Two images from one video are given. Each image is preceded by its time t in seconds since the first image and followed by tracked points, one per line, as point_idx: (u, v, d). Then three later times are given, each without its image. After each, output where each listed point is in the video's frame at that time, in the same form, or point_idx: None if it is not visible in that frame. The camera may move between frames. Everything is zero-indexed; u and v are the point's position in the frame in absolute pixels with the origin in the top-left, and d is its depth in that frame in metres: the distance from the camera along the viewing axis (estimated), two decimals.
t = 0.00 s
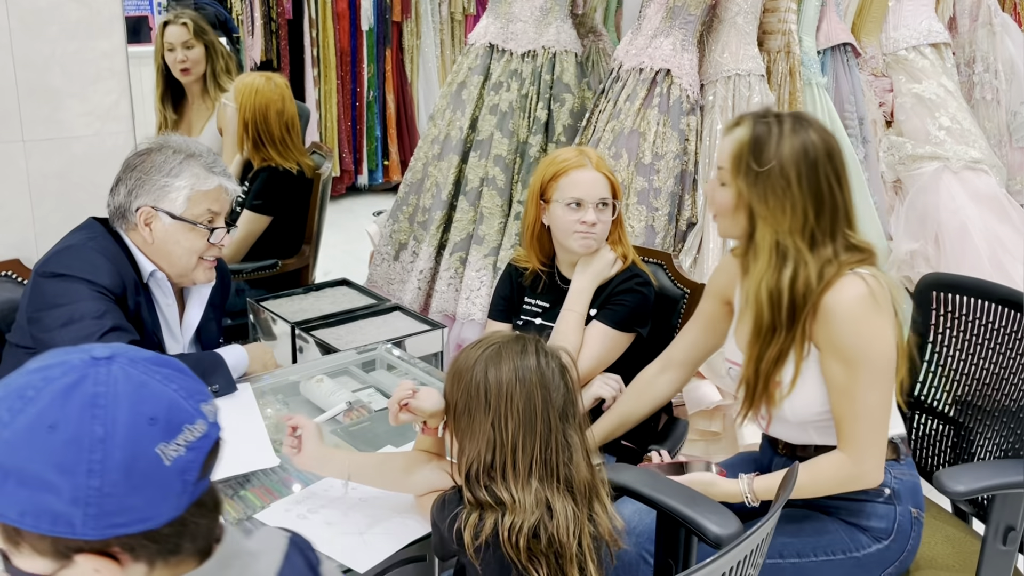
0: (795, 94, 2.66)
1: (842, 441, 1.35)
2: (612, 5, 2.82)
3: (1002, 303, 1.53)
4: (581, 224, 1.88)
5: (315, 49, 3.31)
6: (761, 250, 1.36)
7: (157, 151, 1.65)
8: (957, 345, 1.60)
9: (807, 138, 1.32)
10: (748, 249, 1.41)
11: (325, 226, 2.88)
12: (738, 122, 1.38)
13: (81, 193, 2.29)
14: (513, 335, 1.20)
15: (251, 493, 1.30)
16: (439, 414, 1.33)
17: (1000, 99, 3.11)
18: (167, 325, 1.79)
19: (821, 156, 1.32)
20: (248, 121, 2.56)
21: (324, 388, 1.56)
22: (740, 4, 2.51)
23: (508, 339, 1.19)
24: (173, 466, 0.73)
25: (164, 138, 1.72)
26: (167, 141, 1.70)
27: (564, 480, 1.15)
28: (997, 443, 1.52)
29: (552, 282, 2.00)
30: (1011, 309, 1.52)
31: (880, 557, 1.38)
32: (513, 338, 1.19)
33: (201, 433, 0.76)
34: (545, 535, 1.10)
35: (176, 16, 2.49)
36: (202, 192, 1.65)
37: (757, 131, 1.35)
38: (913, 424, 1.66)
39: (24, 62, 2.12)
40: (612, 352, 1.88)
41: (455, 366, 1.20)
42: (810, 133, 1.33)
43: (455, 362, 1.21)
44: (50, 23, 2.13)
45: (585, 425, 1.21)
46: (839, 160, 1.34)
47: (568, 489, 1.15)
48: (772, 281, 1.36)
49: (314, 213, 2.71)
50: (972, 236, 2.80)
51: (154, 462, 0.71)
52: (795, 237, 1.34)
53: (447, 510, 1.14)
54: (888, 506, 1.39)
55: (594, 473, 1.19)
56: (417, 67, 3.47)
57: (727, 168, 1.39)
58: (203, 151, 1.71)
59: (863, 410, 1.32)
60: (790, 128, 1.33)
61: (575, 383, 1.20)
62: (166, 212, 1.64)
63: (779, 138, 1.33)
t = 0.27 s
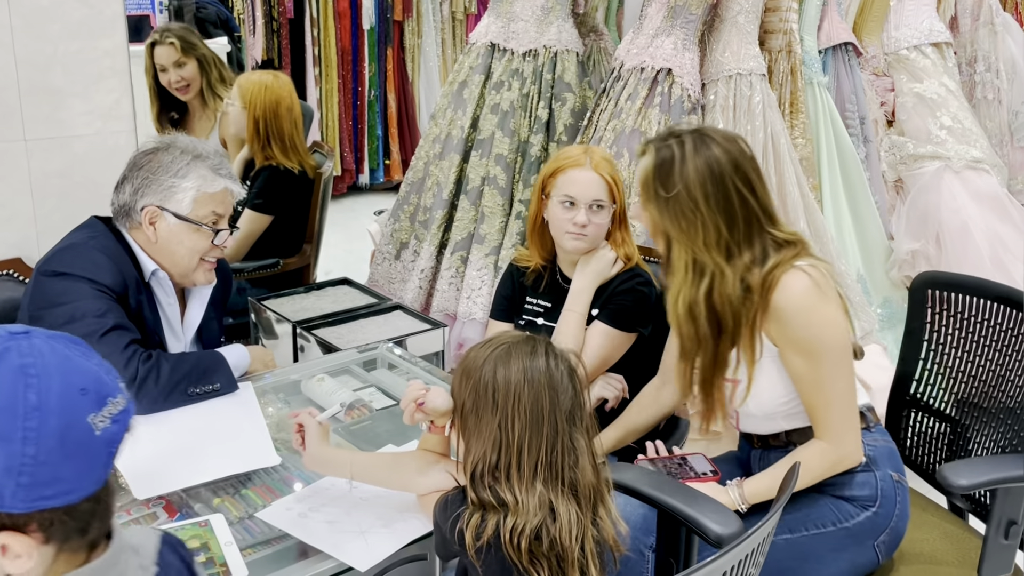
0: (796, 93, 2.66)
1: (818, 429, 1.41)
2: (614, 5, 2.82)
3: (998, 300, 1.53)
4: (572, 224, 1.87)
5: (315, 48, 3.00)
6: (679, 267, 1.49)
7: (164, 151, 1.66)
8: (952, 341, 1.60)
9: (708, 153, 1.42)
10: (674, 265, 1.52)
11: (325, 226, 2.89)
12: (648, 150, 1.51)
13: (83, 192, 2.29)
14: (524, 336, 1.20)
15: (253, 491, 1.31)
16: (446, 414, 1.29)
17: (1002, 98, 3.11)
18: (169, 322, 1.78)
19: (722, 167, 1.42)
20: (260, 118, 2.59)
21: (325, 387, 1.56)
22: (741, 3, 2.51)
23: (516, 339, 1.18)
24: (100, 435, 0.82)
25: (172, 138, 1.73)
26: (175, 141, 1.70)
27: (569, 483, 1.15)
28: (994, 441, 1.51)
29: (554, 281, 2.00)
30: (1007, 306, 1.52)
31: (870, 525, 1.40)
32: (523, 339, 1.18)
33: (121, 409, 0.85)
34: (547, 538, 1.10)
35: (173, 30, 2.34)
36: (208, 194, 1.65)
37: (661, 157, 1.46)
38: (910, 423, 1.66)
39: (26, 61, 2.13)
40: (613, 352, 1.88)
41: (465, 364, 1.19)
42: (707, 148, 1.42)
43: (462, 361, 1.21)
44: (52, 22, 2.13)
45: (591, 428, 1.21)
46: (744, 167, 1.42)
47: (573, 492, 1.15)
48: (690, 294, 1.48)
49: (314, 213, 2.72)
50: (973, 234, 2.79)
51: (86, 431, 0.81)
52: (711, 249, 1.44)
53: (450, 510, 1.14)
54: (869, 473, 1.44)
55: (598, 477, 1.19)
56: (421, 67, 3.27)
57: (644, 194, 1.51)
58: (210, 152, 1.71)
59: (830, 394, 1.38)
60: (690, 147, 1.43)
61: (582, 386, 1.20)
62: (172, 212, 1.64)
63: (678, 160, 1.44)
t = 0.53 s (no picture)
0: (798, 93, 2.66)
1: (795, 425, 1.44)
2: (615, 5, 2.82)
3: (979, 294, 1.58)
4: (562, 224, 1.88)
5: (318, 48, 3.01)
6: (637, 271, 1.49)
7: (173, 152, 1.66)
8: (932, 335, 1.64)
9: (667, 160, 1.44)
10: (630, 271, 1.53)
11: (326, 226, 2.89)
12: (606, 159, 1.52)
13: (85, 191, 2.30)
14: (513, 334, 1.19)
15: (253, 490, 1.31)
16: (443, 416, 1.29)
17: (1004, 98, 3.10)
18: (171, 322, 1.78)
19: (681, 173, 1.44)
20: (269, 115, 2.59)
21: (327, 386, 1.57)
22: (743, 3, 2.51)
23: (502, 339, 1.18)
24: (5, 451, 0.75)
25: (179, 138, 1.72)
26: (183, 142, 1.70)
27: (566, 479, 1.15)
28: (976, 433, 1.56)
29: (556, 282, 2.00)
30: (990, 300, 1.57)
31: (852, 505, 1.45)
32: (514, 337, 1.18)
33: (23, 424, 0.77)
34: (545, 535, 1.10)
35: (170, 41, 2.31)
36: (218, 196, 1.66)
37: (619, 164, 1.48)
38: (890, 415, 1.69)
39: (28, 60, 2.13)
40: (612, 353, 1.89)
41: (456, 367, 1.19)
42: (666, 155, 1.44)
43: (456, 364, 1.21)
44: (53, 21, 2.13)
45: (586, 424, 1.21)
46: (701, 172, 1.45)
47: (569, 488, 1.15)
48: (649, 297, 1.48)
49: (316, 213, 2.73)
50: (974, 234, 2.78)
51: None
52: (671, 252, 1.45)
53: (448, 512, 1.14)
54: (849, 456, 1.50)
55: (595, 471, 1.19)
56: (422, 67, 3.24)
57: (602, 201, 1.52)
58: (217, 154, 1.71)
59: (806, 390, 1.42)
60: (649, 153, 1.45)
61: (577, 382, 1.20)
62: (183, 214, 1.64)
63: (638, 167, 1.45)
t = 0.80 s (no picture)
0: (799, 93, 2.67)
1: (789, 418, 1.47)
2: (617, 5, 2.82)
3: (940, 276, 1.69)
4: (558, 225, 1.88)
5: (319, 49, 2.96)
6: (632, 254, 1.51)
7: (175, 153, 1.66)
8: (893, 318, 1.77)
9: (670, 151, 1.46)
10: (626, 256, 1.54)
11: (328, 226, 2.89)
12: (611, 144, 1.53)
13: (87, 191, 2.30)
14: (504, 331, 1.19)
15: (256, 490, 1.31)
16: (439, 412, 1.33)
17: (1005, 99, 3.10)
18: (173, 321, 1.79)
19: (683, 165, 1.46)
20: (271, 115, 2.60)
21: (328, 386, 1.57)
22: (745, 3, 2.51)
23: (495, 335, 1.18)
24: None
25: (179, 138, 1.72)
26: (184, 142, 1.70)
27: (563, 474, 1.15)
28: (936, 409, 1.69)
29: (558, 283, 2.00)
30: (951, 282, 1.67)
31: (851, 487, 1.53)
32: (506, 334, 1.18)
33: None
34: (544, 532, 1.10)
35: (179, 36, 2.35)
36: (222, 195, 1.66)
37: (623, 150, 1.49)
38: (855, 395, 1.82)
39: (31, 60, 2.13)
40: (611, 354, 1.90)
41: (450, 365, 1.19)
42: (669, 146, 1.46)
43: (450, 361, 1.20)
44: (56, 21, 2.14)
45: (580, 418, 1.21)
46: (702, 162, 1.48)
47: (566, 482, 1.15)
48: (641, 279, 1.50)
49: (318, 213, 2.74)
50: (976, 235, 2.75)
51: None
52: (667, 239, 1.47)
53: (447, 509, 1.14)
54: (845, 441, 1.57)
55: (591, 466, 1.20)
56: (423, 67, 3.22)
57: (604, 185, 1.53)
58: (219, 153, 1.71)
59: (799, 383, 1.44)
60: (654, 142, 1.47)
61: (570, 378, 1.20)
62: (188, 214, 1.64)
63: (641, 154, 1.47)
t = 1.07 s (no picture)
0: (801, 94, 2.67)
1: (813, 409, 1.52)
2: (619, 6, 2.82)
3: (911, 266, 1.78)
4: (557, 226, 1.88)
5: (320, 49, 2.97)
6: (681, 259, 1.57)
7: (177, 154, 1.66)
8: (877, 311, 1.85)
9: (707, 147, 1.51)
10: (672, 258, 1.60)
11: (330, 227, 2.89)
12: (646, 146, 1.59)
13: (89, 192, 2.30)
14: (506, 333, 1.19)
15: (258, 491, 1.31)
16: (443, 413, 1.31)
17: (1007, 100, 3.10)
18: (175, 323, 1.79)
19: (722, 160, 1.50)
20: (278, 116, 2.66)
21: (330, 387, 1.57)
22: (747, 5, 2.51)
23: (497, 337, 1.18)
24: None
25: (182, 139, 1.73)
26: (186, 143, 1.70)
27: (567, 475, 1.15)
28: (914, 393, 1.78)
29: (558, 283, 2.00)
30: (920, 270, 1.77)
31: (866, 485, 1.54)
32: (507, 336, 1.18)
33: None
34: (548, 533, 1.11)
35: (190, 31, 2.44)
36: (225, 195, 1.66)
37: (661, 151, 1.55)
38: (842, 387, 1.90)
39: (34, 61, 2.13)
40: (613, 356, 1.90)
41: (453, 367, 1.20)
42: (706, 143, 1.51)
43: (452, 363, 1.21)
44: (59, 22, 2.14)
45: (583, 419, 1.21)
46: (741, 159, 1.51)
47: (570, 484, 1.15)
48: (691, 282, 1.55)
49: (320, 214, 2.75)
50: (977, 236, 2.75)
51: None
52: (712, 239, 1.53)
53: (451, 511, 1.14)
54: (861, 441, 1.60)
55: (595, 467, 1.20)
56: (425, 68, 3.21)
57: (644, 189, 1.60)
58: (221, 154, 1.71)
59: (825, 375, 1.49)
60: (691, 140, 1.52)
61: (572, 379, 1.20)
62: (190, 215, 1.64)
63: (679, 154, 1.53)
